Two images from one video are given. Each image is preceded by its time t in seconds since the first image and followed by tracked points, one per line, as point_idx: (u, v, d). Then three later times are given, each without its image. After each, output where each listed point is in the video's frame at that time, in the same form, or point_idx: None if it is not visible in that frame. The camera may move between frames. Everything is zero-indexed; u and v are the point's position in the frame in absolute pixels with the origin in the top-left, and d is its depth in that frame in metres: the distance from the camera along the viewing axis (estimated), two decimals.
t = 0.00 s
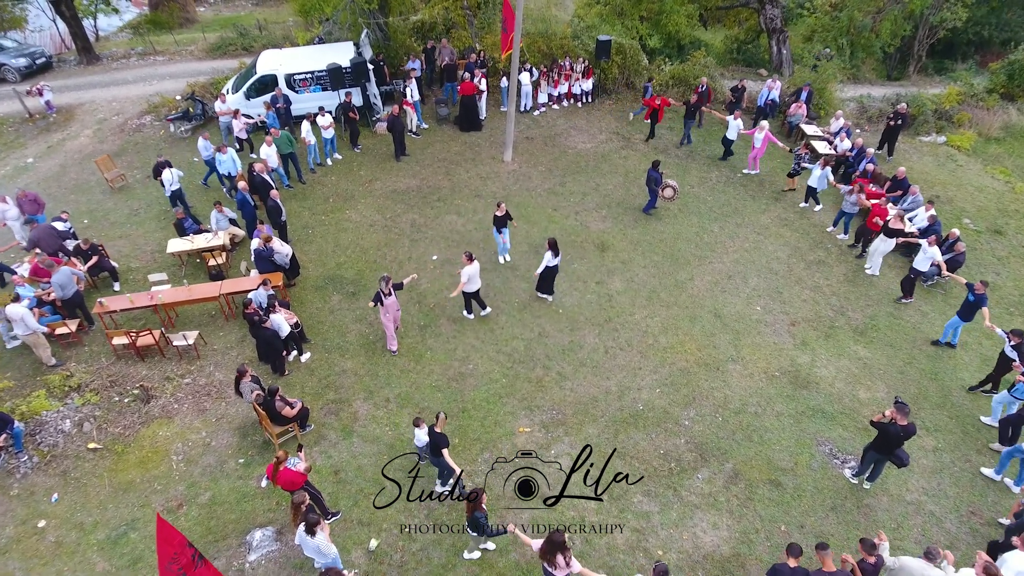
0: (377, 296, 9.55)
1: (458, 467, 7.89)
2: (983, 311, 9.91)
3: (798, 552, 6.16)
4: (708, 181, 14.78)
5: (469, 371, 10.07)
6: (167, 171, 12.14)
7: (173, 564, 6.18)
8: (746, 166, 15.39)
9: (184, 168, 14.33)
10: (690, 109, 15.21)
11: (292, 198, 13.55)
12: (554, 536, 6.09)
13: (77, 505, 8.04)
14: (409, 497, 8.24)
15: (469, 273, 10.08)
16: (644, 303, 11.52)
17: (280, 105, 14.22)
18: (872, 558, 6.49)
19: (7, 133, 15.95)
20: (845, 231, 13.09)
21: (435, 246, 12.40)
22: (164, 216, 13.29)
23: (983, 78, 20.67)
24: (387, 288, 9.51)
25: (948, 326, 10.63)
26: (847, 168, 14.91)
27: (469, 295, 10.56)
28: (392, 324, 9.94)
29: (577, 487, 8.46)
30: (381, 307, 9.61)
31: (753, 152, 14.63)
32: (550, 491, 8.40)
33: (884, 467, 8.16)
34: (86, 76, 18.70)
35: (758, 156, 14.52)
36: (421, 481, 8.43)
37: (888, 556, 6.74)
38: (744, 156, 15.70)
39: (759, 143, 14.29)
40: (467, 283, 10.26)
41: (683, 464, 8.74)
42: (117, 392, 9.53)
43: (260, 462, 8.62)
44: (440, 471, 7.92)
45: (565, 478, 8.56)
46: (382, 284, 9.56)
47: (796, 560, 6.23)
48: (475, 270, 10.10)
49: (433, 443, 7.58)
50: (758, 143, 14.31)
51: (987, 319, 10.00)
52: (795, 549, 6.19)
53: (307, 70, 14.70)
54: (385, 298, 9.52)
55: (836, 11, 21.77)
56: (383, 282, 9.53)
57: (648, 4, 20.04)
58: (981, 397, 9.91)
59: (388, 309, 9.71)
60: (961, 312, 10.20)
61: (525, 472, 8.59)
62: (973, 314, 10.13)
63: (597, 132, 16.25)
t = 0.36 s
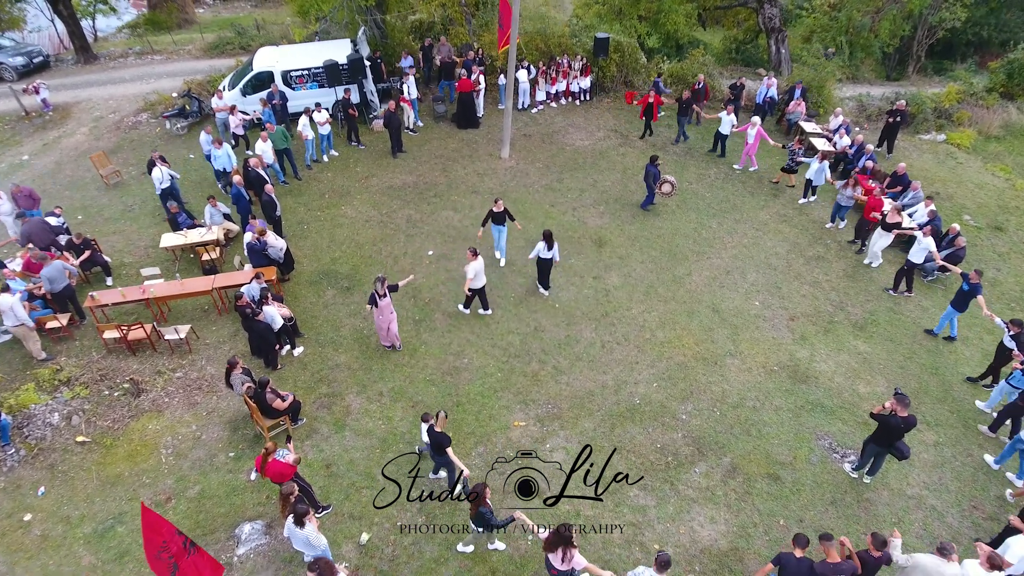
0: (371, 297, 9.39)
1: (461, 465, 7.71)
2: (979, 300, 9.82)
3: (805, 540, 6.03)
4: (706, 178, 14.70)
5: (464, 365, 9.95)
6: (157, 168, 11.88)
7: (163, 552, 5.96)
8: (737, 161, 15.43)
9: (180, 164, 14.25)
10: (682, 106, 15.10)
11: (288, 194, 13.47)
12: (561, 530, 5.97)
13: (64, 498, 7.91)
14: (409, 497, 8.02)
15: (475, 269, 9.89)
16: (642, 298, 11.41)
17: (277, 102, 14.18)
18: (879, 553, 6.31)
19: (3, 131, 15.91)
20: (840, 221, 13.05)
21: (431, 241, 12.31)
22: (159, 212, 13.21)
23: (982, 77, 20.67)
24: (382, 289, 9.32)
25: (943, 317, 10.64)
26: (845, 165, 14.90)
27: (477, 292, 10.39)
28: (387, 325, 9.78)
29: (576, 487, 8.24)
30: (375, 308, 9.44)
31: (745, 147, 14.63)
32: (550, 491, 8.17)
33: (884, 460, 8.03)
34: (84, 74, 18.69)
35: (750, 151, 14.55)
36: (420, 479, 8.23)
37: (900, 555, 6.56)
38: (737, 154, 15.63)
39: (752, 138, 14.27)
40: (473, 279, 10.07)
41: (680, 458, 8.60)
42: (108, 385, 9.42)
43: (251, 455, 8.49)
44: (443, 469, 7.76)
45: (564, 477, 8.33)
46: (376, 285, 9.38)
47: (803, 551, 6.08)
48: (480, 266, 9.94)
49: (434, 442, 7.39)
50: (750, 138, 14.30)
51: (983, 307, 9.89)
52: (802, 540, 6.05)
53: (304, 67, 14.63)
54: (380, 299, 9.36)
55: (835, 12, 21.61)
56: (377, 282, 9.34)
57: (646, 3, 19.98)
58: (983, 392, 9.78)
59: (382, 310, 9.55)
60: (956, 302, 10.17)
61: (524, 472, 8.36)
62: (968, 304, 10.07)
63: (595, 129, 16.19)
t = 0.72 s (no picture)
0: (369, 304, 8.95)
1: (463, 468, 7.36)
2: (973, 293, 9.90)
3: (811, 533, 5.92)
4: (704, 177, 14.59)
5: (459, 362, 9.80)
6: (145, 166, 11.77)
7: (153, 544, 5.92)
8: (733, 159, 15.27)
9: (174, 162, 14.15)
10: (673, 103, 14.97)
11: (283, 192, 13.37)
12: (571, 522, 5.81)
13: (49, 496, 7.76)
14: (409, 497, 7.84)
15: (480, 267, 9.76)
16: (639, 296, 11.28)
17: (272, 100, 14.05)
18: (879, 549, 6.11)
19: None
20: (841, 216, 13.08)
21: (426, 239, 12.19)
22: (153, 210, 13.10)
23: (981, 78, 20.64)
24: (380, 296, 8.88)
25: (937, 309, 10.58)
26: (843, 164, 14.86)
27: (478, 290, 10.25)
28: (384, 332, 9.34)
29: (575, 486, 8.07)
30: (374, 316, 9.01)
31: (737, 145, 14.50)
32: (551, 491, 7.99)
33: (885, 457, 7.88)
34: (80, 75, 18.65)
35: (743, 149, 14.39)
36: (421, 480, 8.05)
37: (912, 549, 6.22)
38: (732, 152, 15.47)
39: (744, 136, 14.10)
40: (476, 279, 9.93)
41: (678, 455, 8.45)
42: (97, 382, 9.28)
43: (241, 453, 8.34)
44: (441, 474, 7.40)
45: (564, 476, 8.16)
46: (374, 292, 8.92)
47: (809, 544, 5.96)
48: (484, 264, 9.79)
49: (433, 447, 6.99)
50: (742, 135, 14.17)
51: (979, 300, 9.93)
52: (809, 533, 5.94)
53: (300, 65, 14.55)
54: (378, 306, 8.94)
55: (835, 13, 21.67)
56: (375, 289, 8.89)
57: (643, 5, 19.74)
58: (985, 390, 9.62)
59: (380, 318, 9.11)
60: (949, 294, 10.22)
61: (523, 471, 8.19)
62: (962, 296, 10.11)
63: (593, 128, 16.11)
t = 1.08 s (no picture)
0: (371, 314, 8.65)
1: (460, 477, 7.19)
2: (972, 285, 9.85)
3: (825, 534, 5.76)
4: (704, 178, 14.46)
5: (454, 364, 9.63)
6: (138, 167, 11.69)
7: (140, 544, 5.70)
8: (728, 158, 15.30)
9: (169, 164, 14.02)
10: (667, 104, 14.94)
11: (278, 193, 13.24)
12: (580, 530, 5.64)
13: (34, 500, 7.58)
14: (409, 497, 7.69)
15: (484, 271, 9.51)
16: (638, 297, 11.12)
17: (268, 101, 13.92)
18: (902, 552, 5.94)
19: None
20: (841, 215, 13.01)
21: (422, 240, 12.05)
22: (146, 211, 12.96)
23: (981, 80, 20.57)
24: (381, 303, 8.64)
25: (934, 300, 10.61)
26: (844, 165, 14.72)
27: (483, 295, 10.00)
28: (385, 342, 9.03)
29: (574, 485, 7.93)
30: (376, 325, 8.72)
31: (733, 142, 14.51)
32: (550, 491, 7.84)
33: (890, 459, 7.69)
34: (77, 78, 18.58)
35: (738, 145, 14.45)
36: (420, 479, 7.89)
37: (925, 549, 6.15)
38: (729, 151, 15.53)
39: (739, 134, 14.07)
40: (482, 282, 9.70)
41: (677, 459, 8.25)
42: (85, 385, 9.11)
43: (230, 456, 8.16)
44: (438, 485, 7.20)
45: (564, 475, 8.02)
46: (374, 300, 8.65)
47: (823, 545, 5.81)
48: (489, 266, 9.58)
49: (428, 458, 6.79)
50: (738, 133, 14.16)
51: (977, 291, 9.90)
52: (822, 533, 5.78)
53: (296, 66, 14.42)
54: (380, 314, 8.69)
55: (834, 17, 21.56)
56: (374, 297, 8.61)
57: (642, 7, 19.07)
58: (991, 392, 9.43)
59: (382, 326, 8.84)
60: (949, 287, 10.18)
61: (524, 471, 8.04)
62: (961, 288, 10.08)
63: (591, 130, 16.01)
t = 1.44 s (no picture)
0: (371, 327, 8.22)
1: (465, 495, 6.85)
2: (970, 285, 9.86)
3: (841, 539, 5.50)
4: (705, 180, 14.29)
5: (451, 367, 9.41)
6: (131, 168, 11.54)
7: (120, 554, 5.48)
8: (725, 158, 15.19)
9: (164, 166, 13.85)
10: (661, 106, 14.66)
11: (273, 195, 13.06)
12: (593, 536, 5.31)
13: (16, 507, 7.33)
14: (409, 497, 7.54)
15: (492, 275, 9.27)
16: (638, 299, 10.90)
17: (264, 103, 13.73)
18: (920, 557, 5.73)
19: None
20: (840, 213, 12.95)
21: (419, 242, 11.85)
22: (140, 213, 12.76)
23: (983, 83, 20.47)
24: (380, 316, 8.19)
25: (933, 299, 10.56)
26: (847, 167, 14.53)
27: (491, 299, 9.79)
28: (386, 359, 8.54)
29: (573, 485, 7.77)
30: (376, 338, 8.27)
31: (729, 144, 14.30)
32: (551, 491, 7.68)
33: (899, 465, 7.45)
34: (73, 80, 18.46)
35: (735, 148, 14.11)
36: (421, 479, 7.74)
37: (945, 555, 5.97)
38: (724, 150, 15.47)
39: (734, 134, 13.99)
40: (489, 287, 9.49)
41: (680, 465, 8.01)
42: (72, 388, 8.89)
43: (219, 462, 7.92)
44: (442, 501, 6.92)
45: (563, 476, 7.85)
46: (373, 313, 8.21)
47: (839, 550, 5.56)
48: (496, 271, 9.29)
49: (432, 472, 6.52)
50: (732, 134, 14.03)
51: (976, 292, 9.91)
52: (838, 537, 5.54)
53: (293, 67, 14.24)
54: (380, 327, 8.25)
55: (834, 21, 21.34)
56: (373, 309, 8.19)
57: (642, 9, 19.28)
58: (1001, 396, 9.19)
59: (383, 340, 8.39)
60: (946, 285, 10.19)
61: (523, 471, 7.87)
62: (960, 288, 10.09)
63: (591, 132, 15.85)
